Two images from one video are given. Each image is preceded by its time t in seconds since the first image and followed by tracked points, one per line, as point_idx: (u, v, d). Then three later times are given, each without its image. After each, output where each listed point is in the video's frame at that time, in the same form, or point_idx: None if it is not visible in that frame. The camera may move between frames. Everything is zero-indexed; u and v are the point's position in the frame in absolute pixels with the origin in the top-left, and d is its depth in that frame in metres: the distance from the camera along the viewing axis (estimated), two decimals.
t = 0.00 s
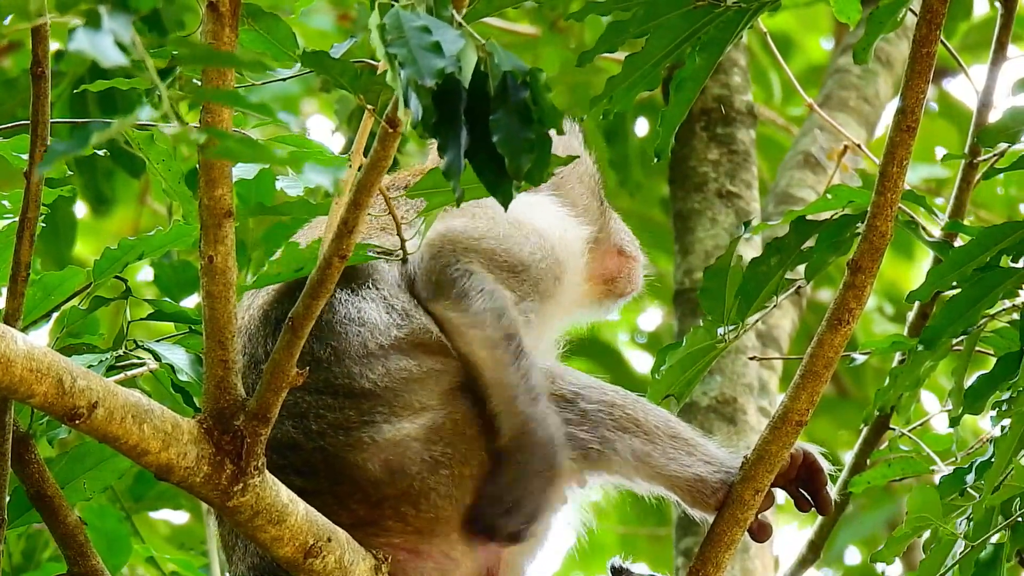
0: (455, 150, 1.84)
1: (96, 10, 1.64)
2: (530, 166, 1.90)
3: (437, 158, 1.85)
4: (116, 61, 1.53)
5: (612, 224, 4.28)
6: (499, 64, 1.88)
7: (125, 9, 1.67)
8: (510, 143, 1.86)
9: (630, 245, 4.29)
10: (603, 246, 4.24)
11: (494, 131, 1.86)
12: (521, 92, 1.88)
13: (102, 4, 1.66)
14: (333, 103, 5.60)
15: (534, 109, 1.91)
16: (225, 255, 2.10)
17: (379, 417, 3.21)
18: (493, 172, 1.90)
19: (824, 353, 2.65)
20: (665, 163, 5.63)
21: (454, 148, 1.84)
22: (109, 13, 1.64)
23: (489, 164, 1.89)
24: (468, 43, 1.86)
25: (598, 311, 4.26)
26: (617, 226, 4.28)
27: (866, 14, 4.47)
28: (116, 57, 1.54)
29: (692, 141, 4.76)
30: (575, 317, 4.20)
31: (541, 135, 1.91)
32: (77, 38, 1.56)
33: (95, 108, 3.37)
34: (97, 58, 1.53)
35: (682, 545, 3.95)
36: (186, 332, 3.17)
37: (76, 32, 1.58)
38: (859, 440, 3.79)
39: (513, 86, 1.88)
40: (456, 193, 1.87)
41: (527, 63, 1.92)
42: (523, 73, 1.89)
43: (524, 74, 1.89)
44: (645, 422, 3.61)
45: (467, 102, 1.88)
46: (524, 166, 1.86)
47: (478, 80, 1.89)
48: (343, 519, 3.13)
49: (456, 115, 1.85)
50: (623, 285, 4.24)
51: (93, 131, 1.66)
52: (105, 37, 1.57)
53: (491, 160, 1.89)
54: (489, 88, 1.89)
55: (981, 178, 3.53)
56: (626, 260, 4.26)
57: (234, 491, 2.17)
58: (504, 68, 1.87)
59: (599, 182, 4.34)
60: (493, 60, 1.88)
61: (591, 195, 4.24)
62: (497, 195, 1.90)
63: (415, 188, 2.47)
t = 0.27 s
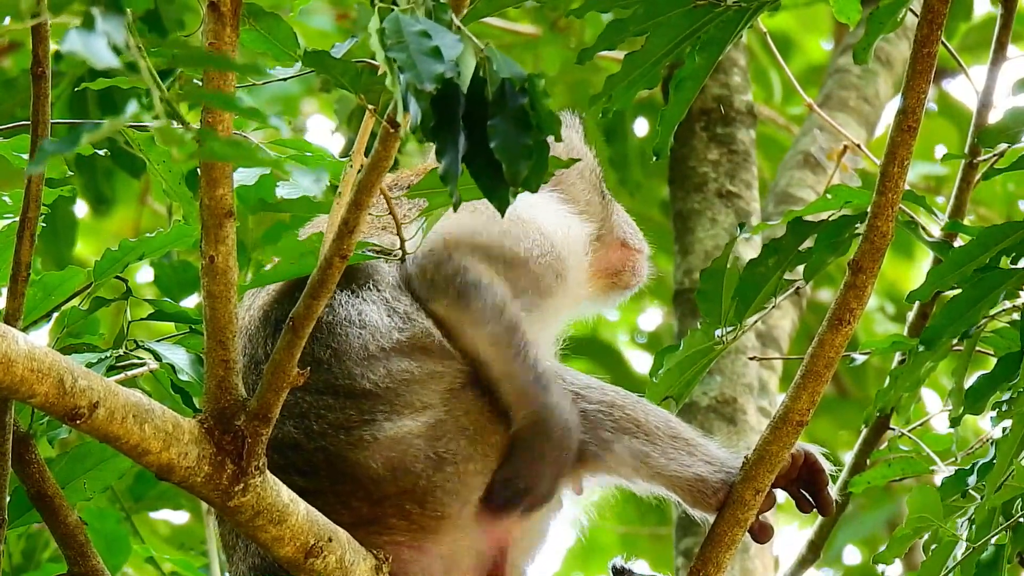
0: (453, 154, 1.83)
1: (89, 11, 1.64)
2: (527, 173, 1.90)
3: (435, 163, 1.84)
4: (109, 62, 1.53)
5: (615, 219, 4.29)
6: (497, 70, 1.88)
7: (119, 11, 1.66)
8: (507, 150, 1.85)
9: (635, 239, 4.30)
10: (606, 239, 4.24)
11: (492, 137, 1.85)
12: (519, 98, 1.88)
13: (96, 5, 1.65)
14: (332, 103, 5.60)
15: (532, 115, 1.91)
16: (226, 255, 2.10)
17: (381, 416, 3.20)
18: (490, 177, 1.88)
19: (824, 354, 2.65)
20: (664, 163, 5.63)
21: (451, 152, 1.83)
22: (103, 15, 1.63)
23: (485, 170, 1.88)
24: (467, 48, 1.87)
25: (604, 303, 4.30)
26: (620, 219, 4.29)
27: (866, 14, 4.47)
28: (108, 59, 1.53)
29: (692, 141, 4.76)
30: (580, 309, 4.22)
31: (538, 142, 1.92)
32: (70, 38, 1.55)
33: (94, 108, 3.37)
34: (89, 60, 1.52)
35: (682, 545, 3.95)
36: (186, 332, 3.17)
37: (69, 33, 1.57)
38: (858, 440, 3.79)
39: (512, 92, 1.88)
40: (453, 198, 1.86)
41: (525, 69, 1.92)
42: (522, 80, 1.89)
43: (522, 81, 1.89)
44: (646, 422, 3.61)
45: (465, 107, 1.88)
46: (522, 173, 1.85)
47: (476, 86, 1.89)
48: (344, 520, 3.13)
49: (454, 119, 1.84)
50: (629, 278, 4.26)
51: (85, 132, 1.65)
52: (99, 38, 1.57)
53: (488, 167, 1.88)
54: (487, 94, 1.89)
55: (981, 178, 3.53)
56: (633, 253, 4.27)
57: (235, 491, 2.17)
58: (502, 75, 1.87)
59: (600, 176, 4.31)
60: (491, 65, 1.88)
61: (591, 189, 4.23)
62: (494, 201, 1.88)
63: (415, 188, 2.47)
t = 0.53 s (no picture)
0: (463, 147, 1.85)
1: (94, 13, 1.65)
2: (538, 163, 1.89)
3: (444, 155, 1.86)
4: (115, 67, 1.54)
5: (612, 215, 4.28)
6: (506, 62, 1.86)
7: (124, 13, 1.67)
8: (516, 140, 1.85)
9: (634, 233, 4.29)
10: (603, 233, 4.24)
11: (500, 129, 1.85)
12: (528, 89, 1.87)
13: (101, 8, 1.66)
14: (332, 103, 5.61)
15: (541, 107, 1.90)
16: (227, 255, 2.10)
17: (381, 417, 3.20)
18: (503, 168, 1.89)
19: (825, 353, 2.65)
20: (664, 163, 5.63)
21: (460, 145, 1.85)
22: (108, 17, 1.65)
23: (498, 161, 1.89)
24: (475, 41, 1.86)
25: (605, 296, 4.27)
26: (615, 210, 4.29)
27: (866, 13, 4.47)
28: (114, 61, 1.54)
29: (692, 141, 4.76)
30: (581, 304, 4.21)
31: (548, 132, 1.91)
32: (76, 41, 1.56)
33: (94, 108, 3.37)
34: (95, 62, 1.53)
35: (682, 545, 3.95)
36: (186, 332, 3.17)
37: (75, 35, 1.58)
38: (859, 440, 3.79)
39: (520, 84, 1.87)
40: (464, 190, 1.88)
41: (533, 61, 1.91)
42: (530, 70, 1.88)
43: (531, 72, 1.88)
44: (646, 422, 3.61)
45: (474, 99, 1.88)
46: (531, 163, 1.85)
47: (485, 78, 1.88)
48: (344, 520, 3.11)
49: (463, 112, 1.86)
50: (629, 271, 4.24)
51: (93, 135, 1.68)
52: (105, 41, 1.58)
53: (499, 157, 1.89)
54: (496, 87, 1.88)
55: (981, 178, 3.53)
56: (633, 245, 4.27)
57: (236, 491, 2.17)
58: (510, 66, 1.86)
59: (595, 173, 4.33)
60: (499, 57, 1.87)
61: (586, 185, 4.24)
62: (505, 191, 1.89)
63: (416, 188, 2.47)
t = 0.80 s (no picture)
0: (466, 143, 1.83)
1: (98, 12, 1.65)
2: (541, 157, 1.89)
3: (447, 152, 1.85)
4: (117, 64, 1.54)
5: (609, 210, 4.27)
6: (508, 57, 1.88)
7: (126, 11, 1.67)
8: (520, 135, 1.85)
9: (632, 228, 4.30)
10: (600, 228, 4.23)
11: (504, 124, 1.85)
12: (530, 84, 1.88)
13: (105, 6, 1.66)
14: (332, 103, 5.61)
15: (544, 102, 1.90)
16: (227, 254, 2.10)
17: (381, 418, 3.20)
18: (506, 165, 1.88)
19: (825, 353, 2.65)
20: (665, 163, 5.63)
21: (463, 141, 1.83)
22: (110, 15, 1.64)
23: (502, 157, 1.88)
24: (477, 37, 1.87)
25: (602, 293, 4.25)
26: (610, 205, 4.28)
27: (866, 14, 4.46)
28: (118, 60, 1.54)
29: (692, 141, 4.76)
30: (578, 301, 4.21)
31: (551, 127, 1.90)
32: (80, 40, 1.57)
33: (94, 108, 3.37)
34: (100, 61, 1.53)
35: (682, 545, 3.95)
36: (186, 332, 3.17)
37: (79, 35, 1.58)
38: (859, 440, 3.79)
39: (523, 79, 1.88)
40: (466, 187, 1.86)
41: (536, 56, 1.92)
42: (532, 65, 1.89)
43: (534, 67, 1.89)
44: (646, 422, 3.61)
45: (476, 96, 1.87)
46: (535, 157, 1.85)
47: (487, 74, 1.88)
48: (344, 520, 3.12)
49: (465, 107, 1.85)
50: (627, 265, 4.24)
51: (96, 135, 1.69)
52: (108, 39, 1.58)
53: (502, 152, 1.88)
54: (498, 82, 1.88)
55: (981, 178, 3.53)
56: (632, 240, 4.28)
57: (236, 491, 2.17)
58: (513, 61, 1.88)
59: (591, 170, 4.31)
60: (502, 52, 1.89)
61: (581, 182, 4.23)
62: (508, 187, 1.88)
63: (416, 188, 2.47)
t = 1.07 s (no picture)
0: (466, 150, 1.83)
1: (96, 11, 1.64)
2: (542, 166, 1.89)
3: (447, 159, 1.84)
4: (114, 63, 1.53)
5: (607, 207, 4.26)
6: (509, 64, 1.88)
7: (124, 10, 1.67)
8: (521, 144, 1.86)
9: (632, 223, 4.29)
10: (597, 227, 4.22)
11: (505, 132, 1.86)
12: (532, 91, 1.88)
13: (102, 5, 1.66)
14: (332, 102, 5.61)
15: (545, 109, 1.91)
16: (227, 255, 2.10)
17: (381, 421, 3.19)
18: (507, 172, 1.89)
19: (825, 353, 2.65)
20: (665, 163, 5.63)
21: (464, 148, 1.83)
22: (108, 14, 1.64)
23: (503, 164, 1.89)
24: (478, 43, 1.87)
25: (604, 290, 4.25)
26: (608, 202, 4.27)
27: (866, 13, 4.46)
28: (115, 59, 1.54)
29: (693, 141, 4.76)
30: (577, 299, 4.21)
31: (551, 135, 1.91)
32: (76, 39, 1.57)
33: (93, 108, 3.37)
34: (96, 59, 1.54)
35: (682, 545, 3.95)
36: (186, 332, 3.16)
37: (76, 33, 1.58)
38: (859, 440, 3.79)
39: (524, 86, 1.88)
40: (467, 193, 1.87)
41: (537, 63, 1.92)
42: (533, 73, 1.89)
43: (534, 75, 1.89)
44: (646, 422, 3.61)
45: (477, 103, 1.88)
46: (536, 165, 1.86)
47: (488, 81, 1.89)
48: (344, 522, 3.11)
49: (466, 114, 1.84)
50: (626, 261, 4.24)
51: (92, 133, 1.69)
52: (105, 39, 1.58)
53: (502, 159, 1.89)
54: (499, 89, 1.89)
55: (981, 178, 3.53)
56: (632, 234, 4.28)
57: (235, 491, 2.17)
58: (514, 68, 1.88)
59: (588, 168, 4.31)
60: (503, 60, 1.88)
61: (578, 182, 4.23)
62: (509, 196, 1.88)
63: (417, 188, 2.47)
